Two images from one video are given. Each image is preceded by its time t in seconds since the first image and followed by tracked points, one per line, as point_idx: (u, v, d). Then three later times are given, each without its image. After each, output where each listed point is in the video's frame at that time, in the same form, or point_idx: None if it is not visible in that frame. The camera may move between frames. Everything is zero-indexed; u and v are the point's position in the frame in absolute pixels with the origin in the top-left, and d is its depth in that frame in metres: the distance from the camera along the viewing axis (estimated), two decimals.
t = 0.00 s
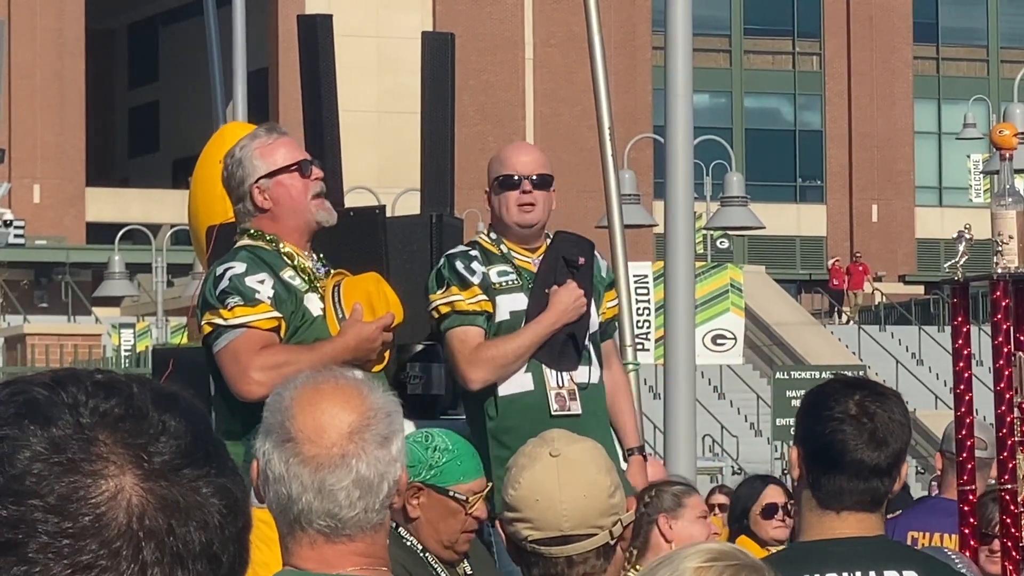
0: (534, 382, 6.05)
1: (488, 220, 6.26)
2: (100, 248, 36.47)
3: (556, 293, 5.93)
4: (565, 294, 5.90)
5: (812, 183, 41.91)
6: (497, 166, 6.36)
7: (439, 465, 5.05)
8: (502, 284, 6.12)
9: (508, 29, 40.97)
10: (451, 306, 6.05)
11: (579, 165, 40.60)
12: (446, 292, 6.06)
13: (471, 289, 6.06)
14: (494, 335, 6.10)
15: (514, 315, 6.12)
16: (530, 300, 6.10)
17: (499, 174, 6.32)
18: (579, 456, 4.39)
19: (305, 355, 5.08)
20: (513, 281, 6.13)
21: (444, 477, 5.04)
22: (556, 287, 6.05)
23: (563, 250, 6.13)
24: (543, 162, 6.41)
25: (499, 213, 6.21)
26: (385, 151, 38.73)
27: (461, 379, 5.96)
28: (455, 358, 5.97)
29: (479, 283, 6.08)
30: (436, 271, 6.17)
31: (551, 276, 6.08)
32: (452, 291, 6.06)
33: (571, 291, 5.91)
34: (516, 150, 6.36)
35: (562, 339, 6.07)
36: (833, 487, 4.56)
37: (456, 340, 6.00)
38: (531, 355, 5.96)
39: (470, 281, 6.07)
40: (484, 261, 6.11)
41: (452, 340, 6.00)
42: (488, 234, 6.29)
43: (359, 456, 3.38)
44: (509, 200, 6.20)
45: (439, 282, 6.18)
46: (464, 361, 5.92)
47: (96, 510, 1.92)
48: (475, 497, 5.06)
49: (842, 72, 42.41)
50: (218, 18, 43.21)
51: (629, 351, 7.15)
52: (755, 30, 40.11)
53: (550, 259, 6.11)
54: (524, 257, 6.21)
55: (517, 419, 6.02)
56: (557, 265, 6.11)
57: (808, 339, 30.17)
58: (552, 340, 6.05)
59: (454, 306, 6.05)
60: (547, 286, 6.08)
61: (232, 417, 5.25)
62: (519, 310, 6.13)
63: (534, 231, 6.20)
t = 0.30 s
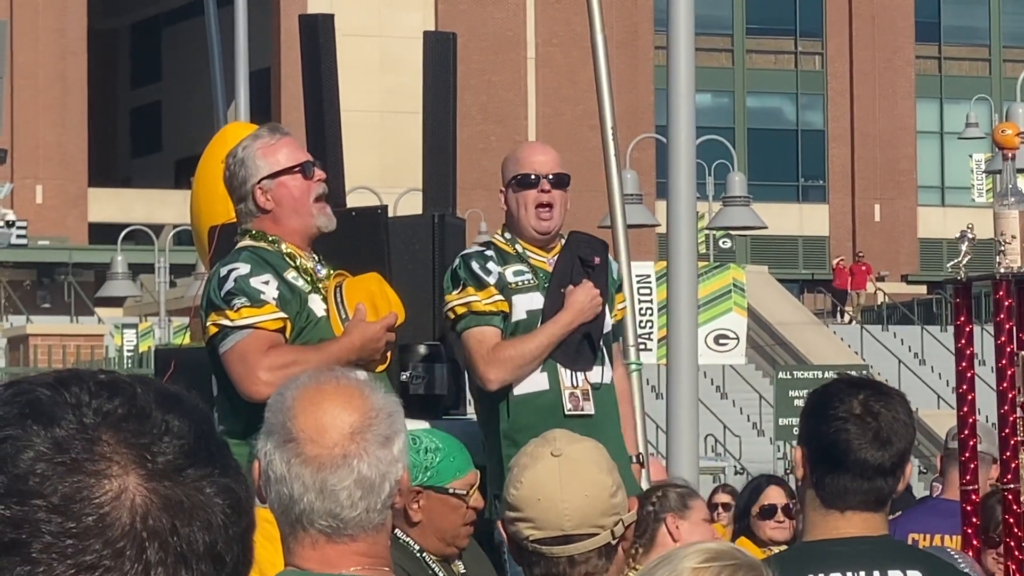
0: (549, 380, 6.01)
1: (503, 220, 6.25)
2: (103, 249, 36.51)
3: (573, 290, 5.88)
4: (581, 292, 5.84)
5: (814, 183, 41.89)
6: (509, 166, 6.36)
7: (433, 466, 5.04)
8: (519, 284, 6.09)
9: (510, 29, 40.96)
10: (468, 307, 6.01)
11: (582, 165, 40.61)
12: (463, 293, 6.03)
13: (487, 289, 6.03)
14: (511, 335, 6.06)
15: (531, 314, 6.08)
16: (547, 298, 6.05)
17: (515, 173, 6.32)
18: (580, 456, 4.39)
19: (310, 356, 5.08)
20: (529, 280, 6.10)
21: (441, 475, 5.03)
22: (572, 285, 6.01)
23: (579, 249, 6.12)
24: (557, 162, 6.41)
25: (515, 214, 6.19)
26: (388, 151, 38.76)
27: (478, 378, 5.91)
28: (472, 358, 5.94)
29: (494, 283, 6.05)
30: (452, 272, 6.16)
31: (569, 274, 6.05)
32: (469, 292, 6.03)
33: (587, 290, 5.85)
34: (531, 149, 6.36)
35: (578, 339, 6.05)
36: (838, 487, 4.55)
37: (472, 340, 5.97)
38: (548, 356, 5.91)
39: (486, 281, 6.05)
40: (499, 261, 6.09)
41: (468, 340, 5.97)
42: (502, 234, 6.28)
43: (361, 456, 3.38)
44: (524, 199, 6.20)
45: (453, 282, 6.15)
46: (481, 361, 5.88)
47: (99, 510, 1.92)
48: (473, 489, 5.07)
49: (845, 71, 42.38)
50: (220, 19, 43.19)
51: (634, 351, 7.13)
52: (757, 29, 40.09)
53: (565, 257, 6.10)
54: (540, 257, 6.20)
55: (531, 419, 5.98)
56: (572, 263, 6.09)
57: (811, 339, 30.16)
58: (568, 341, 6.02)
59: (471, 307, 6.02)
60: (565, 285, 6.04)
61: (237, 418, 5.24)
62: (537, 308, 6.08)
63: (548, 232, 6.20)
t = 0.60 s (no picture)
0: (574, 376, 5.93)
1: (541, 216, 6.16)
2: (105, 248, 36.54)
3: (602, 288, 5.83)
4: (610, 292, 5.79)
5: (817, 182, 41.88)
6: (549, 162, 6.23)
7: (448, 464, 4.75)
8: (548, 280, 6.01)
9: (512, 28, 40.96)
10: (494, 300, 5.97)
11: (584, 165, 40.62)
12: (490, 287, 5.98)
13: (514, 284, 5.96)
14: (537, 331, 6.00)
15: (557, 311, 6.00)
16: (576, 295, 5.97)
17: (552, 172, 6.18)
18: (580, 457, 4.39)
19: (308, 358, 5.07)
20: (558, 277, 6.02)
21: (453, 472, 4.77)
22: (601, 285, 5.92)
23: (611, 247, 5.99)
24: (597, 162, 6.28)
25: (552, 211, 6.09)
26: (390, 151, 38.79)
27: (500, 369, 5.85)
28: (495, 350, 5.89)
29: (523, 278, 5.97)
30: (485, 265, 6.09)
31: (598, 273, 5.96)
32: (496, 285, 5.97)
33: (616, 290, 5.80)
34: (570, 148, 6.23)
35: (604, 336, 5.92)
36: (841, 486, 4.55)
37: (497, 334, 5.92)
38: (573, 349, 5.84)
39: (513, 276, 5.96)
40: (530, 256, 6.00)
41: (494, 334, 5.92)
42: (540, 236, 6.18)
43: (362, 456, 3.38)
44: (561, 197, 6.08)
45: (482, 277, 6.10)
46: (503, 355, 5.82)
47: (98, 508, 1.92)
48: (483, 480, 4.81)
49: (846, 70, 42.39)
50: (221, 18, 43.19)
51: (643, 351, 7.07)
52: (759, 28, 40.10)
53: (596, 257, 5.99)
54: (574, 256, 6.10)
55: (551, 415, 5.92)
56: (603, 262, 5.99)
57: (813, 339, 30.16)
58: (593, 337, 5.89)
59: (496, 300, 5.97)
60: (594, 284, 5.95)
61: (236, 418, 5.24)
62: (564, 305, 6.00)
63: (582, 229, 6.06)
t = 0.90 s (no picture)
0: (608, 366, 5.87)
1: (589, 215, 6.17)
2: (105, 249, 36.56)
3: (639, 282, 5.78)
4: (646, 285, 5.73)
5: (817, 182, 41.85)
6: (604, 159, 6.22)
7: (446, 461, 4.72)
8: (586, 273, 6.05)
9: (512, 28, 40.93)
10: (531, 289, 6.04)
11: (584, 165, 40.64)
12: (527, 277, 6.06)
13: (550, 274, 6.02)
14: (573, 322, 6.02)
15: (593, 301, 6.02)
16: (612, 288, 5.98)
17: (602, 171, 6.15)
18: (581, 456, 4.39)
19: (307, 362, 5.06)
20: (597, 271, 6.04)
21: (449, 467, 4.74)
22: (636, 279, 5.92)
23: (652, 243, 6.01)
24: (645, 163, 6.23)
25: (598, 210, 6.09)
26: (389, 151, 38.79)
27: (535, 358, 5.86)
28: (532, 337, 5.92)
29: (560, 269, 6.03)
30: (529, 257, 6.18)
31: (636, 268, 5.96)
32: (533, 275, 6.05)
33: (652, 284, 5.74)
34: (620, 150, 6.20)
35: (639, 326, 5.87)
36: (843, 485, 4.55)
37: (536, 321, 5.96)
38: (609, 339, 5.81)
39: (551, 267, 6.04)
40: (571, 250, 6.07)
41: (533, 320, 5.96)
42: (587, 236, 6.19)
43: (360, 457, 3.38)
44: (609, 193, 6.06)
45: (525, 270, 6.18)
46: (537, 343, 5.83)
47: (97, 509, 1.92)
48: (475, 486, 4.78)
49: (847, 70, 42.39)
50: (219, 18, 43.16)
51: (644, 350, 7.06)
52: (758, 28, 40.07)
53: (637, 253, 6.02)
54: (617, 252, 6.09)
55: (586, 405, 5.89)
56: (643, 255, 6.00)
57: (814, 339, 30.14)
58: (629, 326, 5.86)
59: (534, 290, 6.04)
60: (631, 279, 5.95)
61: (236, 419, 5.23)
62: (602, 296, 6.02)
63: (628, 224, 6.05)
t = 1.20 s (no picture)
0: (618, 366, 5.88)
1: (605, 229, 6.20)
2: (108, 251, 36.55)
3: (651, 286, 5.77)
4: (659, 289, 5.73)
5: (819, 184, 41.81)
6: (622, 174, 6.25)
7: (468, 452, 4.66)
8: (599, 279, 6.08)
9: (513, 29, 40.91)
10: (544, 298, 6.06)
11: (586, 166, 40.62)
12: (540, 285, 6.09)
13: (561, 282, 6.05)
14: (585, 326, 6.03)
15: (604, 305, 6.03)
16: (623, 293, 5.99)
17: (624, 182, 6.19)
18: (587, 454, 4.39)
19: (316, 359, 5.04)
20: (610, 277, 6.08)
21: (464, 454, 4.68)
22: (643, 283, 5.93)
23: (663, 248, 6.02)
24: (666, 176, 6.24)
25: (618, 222, 6.11)
26: (391, 152, 38.79)
27: (547, 364, 5.86)
28: (544, 342, 5.92)
29: (571, 278, 6.07)
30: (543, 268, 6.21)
31: (651, 272, 5.96)
32: (545, 284, 6.08)
33: (662, 286, 5.74)
34: (642, 162, 6.22)
35: (650, 328, 5.87)
36: (846, 486, 4.55)
37: (549, 327, 5.97)
38: (618, 341, 5.81)
39: (562, 277, 6.07)
40: (583, 260, 6.11)
41: (546, 327, 5.97)
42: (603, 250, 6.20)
43: (359, 458, 3.38)
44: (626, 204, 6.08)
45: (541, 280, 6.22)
46: (549, 347, 5.84)
47: (94, 511, 1.90)
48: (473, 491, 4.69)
49: (849, 72, 42.38)
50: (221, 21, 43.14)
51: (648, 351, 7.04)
52: (760, 29, 40.06)
53: (649, 259, 6.00)
54: (630, 262, 6.12)
55: (595, 406, 5.88)
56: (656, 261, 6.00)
57: (816, 339, 30.12)
58: (640, 328, 5.85)
59: (546, 299, 6.07)
60: (643, 282, 5.96)
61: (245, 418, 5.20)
62: (613, 300, 6.04)
63: (641, 234, 6.07)
